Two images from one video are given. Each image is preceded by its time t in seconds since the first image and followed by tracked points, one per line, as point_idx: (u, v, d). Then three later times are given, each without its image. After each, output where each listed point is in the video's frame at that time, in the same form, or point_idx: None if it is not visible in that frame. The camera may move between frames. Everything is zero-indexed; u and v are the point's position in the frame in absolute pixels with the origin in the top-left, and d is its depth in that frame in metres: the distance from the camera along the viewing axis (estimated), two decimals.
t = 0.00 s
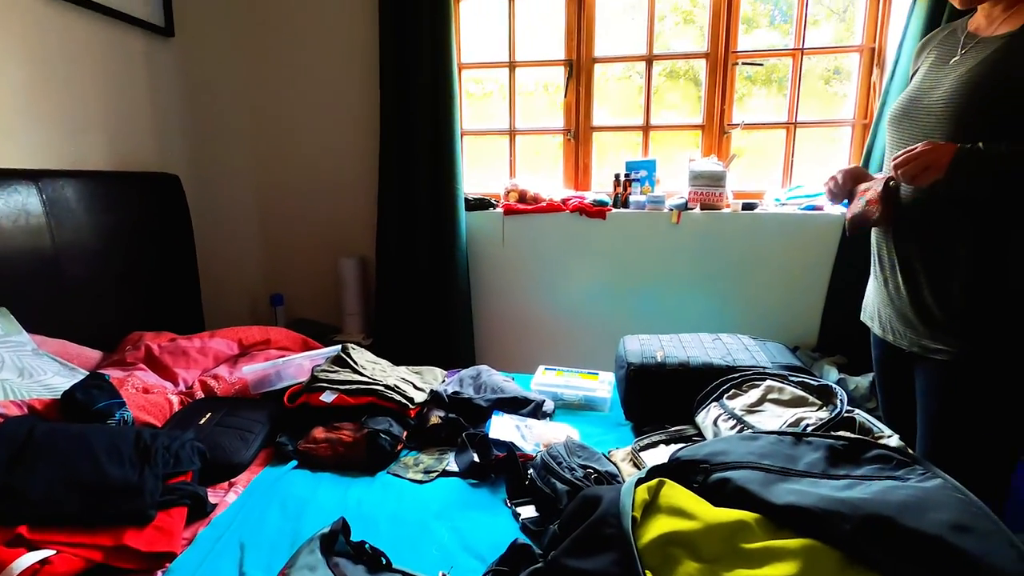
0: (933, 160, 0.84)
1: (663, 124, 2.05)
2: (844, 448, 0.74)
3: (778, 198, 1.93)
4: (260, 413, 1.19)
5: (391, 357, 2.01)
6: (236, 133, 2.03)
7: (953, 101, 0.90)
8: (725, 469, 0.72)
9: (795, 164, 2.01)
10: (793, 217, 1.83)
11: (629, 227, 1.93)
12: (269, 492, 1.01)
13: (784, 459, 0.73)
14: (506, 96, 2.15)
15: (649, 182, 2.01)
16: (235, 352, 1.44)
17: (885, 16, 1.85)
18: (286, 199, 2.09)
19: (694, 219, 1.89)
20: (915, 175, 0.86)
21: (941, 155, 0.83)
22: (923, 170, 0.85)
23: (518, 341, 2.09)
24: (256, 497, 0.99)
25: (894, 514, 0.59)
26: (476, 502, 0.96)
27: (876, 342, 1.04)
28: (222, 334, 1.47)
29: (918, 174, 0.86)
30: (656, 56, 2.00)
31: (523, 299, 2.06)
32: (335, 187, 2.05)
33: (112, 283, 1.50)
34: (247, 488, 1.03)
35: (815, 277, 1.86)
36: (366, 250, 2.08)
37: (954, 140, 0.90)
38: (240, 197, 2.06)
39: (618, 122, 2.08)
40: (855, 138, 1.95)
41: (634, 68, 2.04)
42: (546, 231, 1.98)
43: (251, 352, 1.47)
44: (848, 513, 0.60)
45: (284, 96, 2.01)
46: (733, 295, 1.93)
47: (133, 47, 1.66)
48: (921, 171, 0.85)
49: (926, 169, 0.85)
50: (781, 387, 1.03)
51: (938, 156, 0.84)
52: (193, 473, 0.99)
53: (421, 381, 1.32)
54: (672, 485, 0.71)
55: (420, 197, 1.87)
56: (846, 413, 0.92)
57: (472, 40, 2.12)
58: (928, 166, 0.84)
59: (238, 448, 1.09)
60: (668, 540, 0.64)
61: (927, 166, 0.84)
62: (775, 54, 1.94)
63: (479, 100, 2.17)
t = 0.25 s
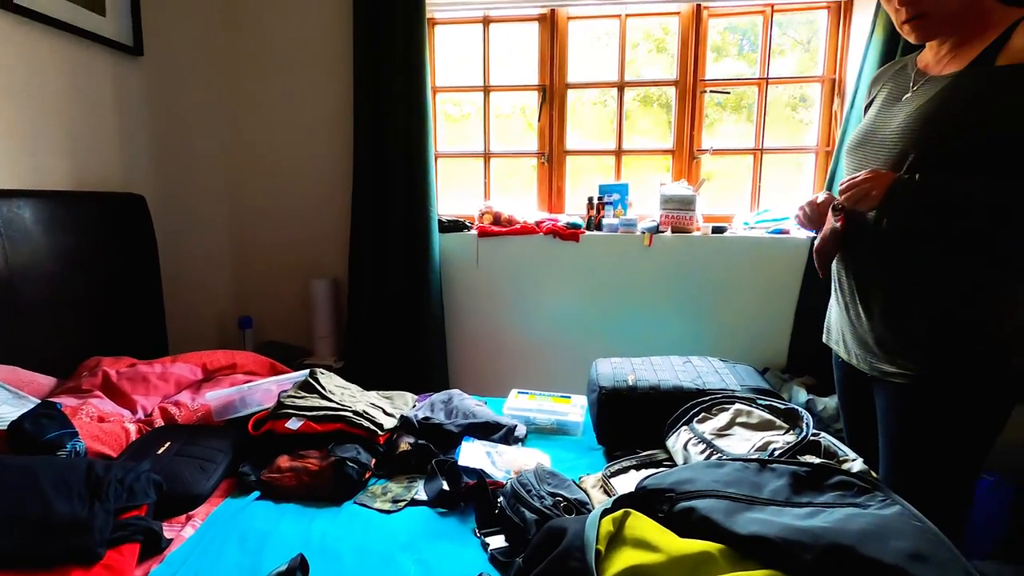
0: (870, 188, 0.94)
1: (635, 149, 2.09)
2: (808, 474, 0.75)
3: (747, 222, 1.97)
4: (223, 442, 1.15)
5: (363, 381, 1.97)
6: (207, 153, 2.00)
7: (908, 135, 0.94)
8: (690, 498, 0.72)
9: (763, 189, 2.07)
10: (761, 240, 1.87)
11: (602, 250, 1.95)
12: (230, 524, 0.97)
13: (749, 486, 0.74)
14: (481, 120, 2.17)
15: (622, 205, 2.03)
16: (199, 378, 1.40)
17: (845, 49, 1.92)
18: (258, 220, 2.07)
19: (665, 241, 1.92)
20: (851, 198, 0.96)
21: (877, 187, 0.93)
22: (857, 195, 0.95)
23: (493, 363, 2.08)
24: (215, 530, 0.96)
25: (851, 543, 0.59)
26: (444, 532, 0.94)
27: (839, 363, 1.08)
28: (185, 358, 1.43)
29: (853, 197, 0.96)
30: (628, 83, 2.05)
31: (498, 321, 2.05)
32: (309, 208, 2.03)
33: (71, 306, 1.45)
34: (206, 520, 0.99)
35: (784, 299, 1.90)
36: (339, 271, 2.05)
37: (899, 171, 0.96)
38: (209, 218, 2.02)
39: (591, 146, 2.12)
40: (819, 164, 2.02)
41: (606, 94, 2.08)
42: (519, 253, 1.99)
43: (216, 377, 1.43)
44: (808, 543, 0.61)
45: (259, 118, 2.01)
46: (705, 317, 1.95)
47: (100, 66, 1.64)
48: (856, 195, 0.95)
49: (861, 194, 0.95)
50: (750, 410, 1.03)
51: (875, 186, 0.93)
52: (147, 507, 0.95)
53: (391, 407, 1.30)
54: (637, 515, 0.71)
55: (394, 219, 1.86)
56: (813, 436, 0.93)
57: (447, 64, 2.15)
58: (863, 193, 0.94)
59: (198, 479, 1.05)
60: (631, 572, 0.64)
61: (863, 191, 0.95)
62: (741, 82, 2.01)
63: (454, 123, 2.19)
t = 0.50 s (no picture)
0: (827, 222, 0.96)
1: (604, 171, 2.12)
2: (771, 496, 0.76)
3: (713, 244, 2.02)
4: (174, 470, 1.10)
5: (329, 403, 1.93)
6: (169, 170, 1.95)
7: (865, 167, 1.00)
8: (655, 523, 0.71)
9: (728, 212, 2.11)
10: (726, 263, 1.91)
11: (572, 271, 1.96)
12: (179, 558, 0.92)
13: (713, 509, 0.73)
14: (452, 140, 2.17)
15: (591, 226, 2.05)
16: (151, 402, 1.33)
17: (803, 78, 1.99)
18: (221, 238, 2.02)
19: (634, 262, 1.94)
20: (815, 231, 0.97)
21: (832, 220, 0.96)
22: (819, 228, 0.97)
23: (463, 385, 2.05)
24: (162, 565, 0.90)
25: (813, 567, 0.60)
26: (407, 562, 0.91)
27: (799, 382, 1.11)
28: (137, 381, 1.37)
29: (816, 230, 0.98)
30: (597, 106, 2.09)
31: (468, 342, 2.03)
32: (275, 227, 2.00)
33: (16, 328, 1.38)
34: (153, 554, 0.93)
35: (750, 320, 1.93)
36: (305, 291, 2.01)
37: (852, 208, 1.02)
38: (170, 236, 1.97)
39: (561, 167, 2.14)
40: (782, 188, 2.07)
41: (575, 117, 2.11)
42: (489, 273, 1.98)
43: (170, 401, 1.36)
44: (771, 567, 0.60)
45: (226, 136, 1.98)
46: (674, 338, 1.97)
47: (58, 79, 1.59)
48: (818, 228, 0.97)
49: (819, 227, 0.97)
50: (716, 431, 1.03)
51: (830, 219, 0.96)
52: (87, 541, 0.88)
53: (355, 431, 1.26)
54: (601, 542, 0.70)
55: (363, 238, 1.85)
56: (777, 456, 0.94)
57: (417, 85, 2.15)
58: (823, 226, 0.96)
59: (145, 510, 0.99)
60: None
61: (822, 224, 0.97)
62: (706, 108, 2.06)
63: (425, 143, 2.19)
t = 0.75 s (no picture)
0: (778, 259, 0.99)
1: (568, 195, 2.14)
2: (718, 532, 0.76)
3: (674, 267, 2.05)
4: (105, 508, 1.03)
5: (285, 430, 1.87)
6: (121, 190, 1.90)
7: (808, 199, 1.03)
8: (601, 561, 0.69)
9: (689, 237, 2.15)
10: (686, 288, 1.93)
11: (535, 295, 1.96)
12: None
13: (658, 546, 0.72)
14: (416, 163, 2.17)
15: (555, 250, 2.06)
16: (88, 433, 1.26)
17: (758, 109, 2.06)
18: (175, 260, 1.96)
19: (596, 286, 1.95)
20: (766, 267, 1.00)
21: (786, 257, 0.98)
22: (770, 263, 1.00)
23: (425, 410, 2.02)
24: None
25: None
26: None
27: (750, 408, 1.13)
28: (74, 411, 1.30)
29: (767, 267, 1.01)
30: (561, 131, 2.12)
31: (430, 366, 2.00)
32: (232, 248, 1.95)
33: None
34: None
35: (710, 343, 1.96)
36: (262, 314, 1.96)
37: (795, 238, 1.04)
38: (119, 257, 1.90)
39: (525, 191, 2.15)
40: (741, 214, 2.11)
41: (539, 142, 2.14)
42: (452, 296, 1.97)
43: (109, 431, 1.30)
44: None
45: (182, 154, 1.93)
46: (637, 361, 1.97)
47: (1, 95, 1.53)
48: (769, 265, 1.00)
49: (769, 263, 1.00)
50: (669, 459, 1.03)
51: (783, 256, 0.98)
52: None
53: (304, 461, 1.22)
54: None
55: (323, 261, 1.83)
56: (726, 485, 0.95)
57: (382, 107, 2.15)
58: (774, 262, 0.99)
59: (69, 552, 0.92)
60: None
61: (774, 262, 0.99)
62: (666, 135, 2.11)
63: (389, 165, 2.18)
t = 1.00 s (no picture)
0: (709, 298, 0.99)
1: (523, 221, 2.14)
2: None
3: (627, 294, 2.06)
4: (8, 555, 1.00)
5: (225, 460, 1.81)
6: (58, 212, 1.84)
7: (735, 239, 1.04)
8: None
9: (643, 264, 2.17)
10: (637, 316, 1.94)
11: (487, 321, 1.95)
12: None
13: None
14: (371, 187, 2.15)
15: (510, 275, 2.05)
16: None
17: (709, 140, 2.11)
18: (114, 284, 1.90)
19: (548, 312, 1.95)
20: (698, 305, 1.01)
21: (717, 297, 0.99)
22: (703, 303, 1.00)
23: (375, 439, 1.97)
24: None
25: None
26: None
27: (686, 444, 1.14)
28: None
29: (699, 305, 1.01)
30: (516, 157, 2.13)
31: (380, 394, 1.96)
32: (176, 273, 1.90)
33: None
34: None
35: (662, 370, 1.97)
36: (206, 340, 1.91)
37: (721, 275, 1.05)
38: (54, 282, 1.84)
39: (481, 216, 2.15)
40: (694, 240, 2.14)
41: (495, 167, 2.14)
42: (404, 323, 1.95)
43: (22, 471, 1.21)
44: None
45: (124, 177, 1.89)
46: (590, 389, 1.97)
47: None
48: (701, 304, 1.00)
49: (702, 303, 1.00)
50: (600, 499, 1.03)
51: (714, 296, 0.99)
52: None
53: (231, 501, 1.17)
54: None
55: (269, 286, 1.79)
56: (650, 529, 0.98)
57: (336, 130, 2.13)
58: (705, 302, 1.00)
59: None
60: None
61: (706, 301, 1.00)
62: (619, 163, 2.14)
63: (342, 188, 2.15)
